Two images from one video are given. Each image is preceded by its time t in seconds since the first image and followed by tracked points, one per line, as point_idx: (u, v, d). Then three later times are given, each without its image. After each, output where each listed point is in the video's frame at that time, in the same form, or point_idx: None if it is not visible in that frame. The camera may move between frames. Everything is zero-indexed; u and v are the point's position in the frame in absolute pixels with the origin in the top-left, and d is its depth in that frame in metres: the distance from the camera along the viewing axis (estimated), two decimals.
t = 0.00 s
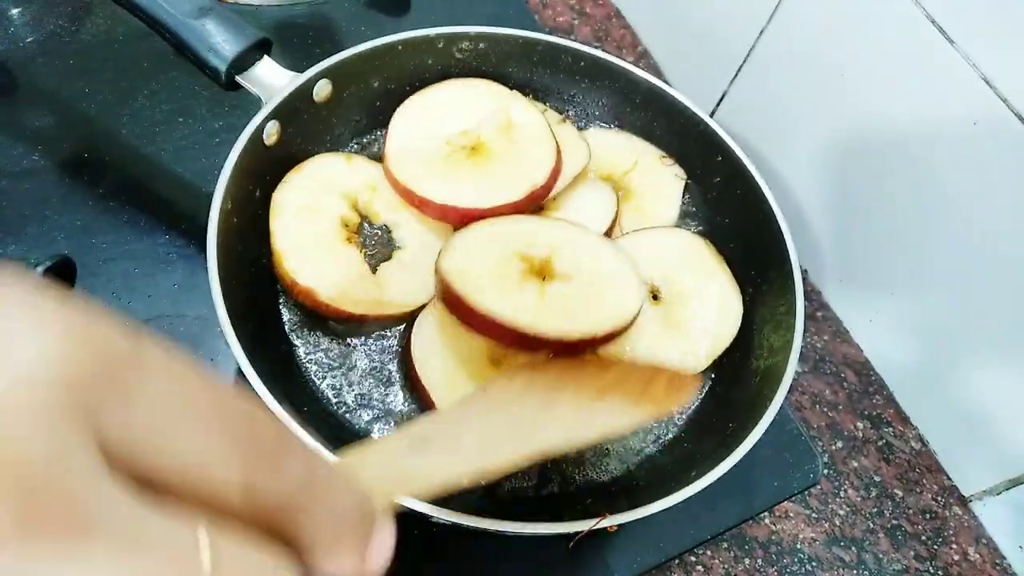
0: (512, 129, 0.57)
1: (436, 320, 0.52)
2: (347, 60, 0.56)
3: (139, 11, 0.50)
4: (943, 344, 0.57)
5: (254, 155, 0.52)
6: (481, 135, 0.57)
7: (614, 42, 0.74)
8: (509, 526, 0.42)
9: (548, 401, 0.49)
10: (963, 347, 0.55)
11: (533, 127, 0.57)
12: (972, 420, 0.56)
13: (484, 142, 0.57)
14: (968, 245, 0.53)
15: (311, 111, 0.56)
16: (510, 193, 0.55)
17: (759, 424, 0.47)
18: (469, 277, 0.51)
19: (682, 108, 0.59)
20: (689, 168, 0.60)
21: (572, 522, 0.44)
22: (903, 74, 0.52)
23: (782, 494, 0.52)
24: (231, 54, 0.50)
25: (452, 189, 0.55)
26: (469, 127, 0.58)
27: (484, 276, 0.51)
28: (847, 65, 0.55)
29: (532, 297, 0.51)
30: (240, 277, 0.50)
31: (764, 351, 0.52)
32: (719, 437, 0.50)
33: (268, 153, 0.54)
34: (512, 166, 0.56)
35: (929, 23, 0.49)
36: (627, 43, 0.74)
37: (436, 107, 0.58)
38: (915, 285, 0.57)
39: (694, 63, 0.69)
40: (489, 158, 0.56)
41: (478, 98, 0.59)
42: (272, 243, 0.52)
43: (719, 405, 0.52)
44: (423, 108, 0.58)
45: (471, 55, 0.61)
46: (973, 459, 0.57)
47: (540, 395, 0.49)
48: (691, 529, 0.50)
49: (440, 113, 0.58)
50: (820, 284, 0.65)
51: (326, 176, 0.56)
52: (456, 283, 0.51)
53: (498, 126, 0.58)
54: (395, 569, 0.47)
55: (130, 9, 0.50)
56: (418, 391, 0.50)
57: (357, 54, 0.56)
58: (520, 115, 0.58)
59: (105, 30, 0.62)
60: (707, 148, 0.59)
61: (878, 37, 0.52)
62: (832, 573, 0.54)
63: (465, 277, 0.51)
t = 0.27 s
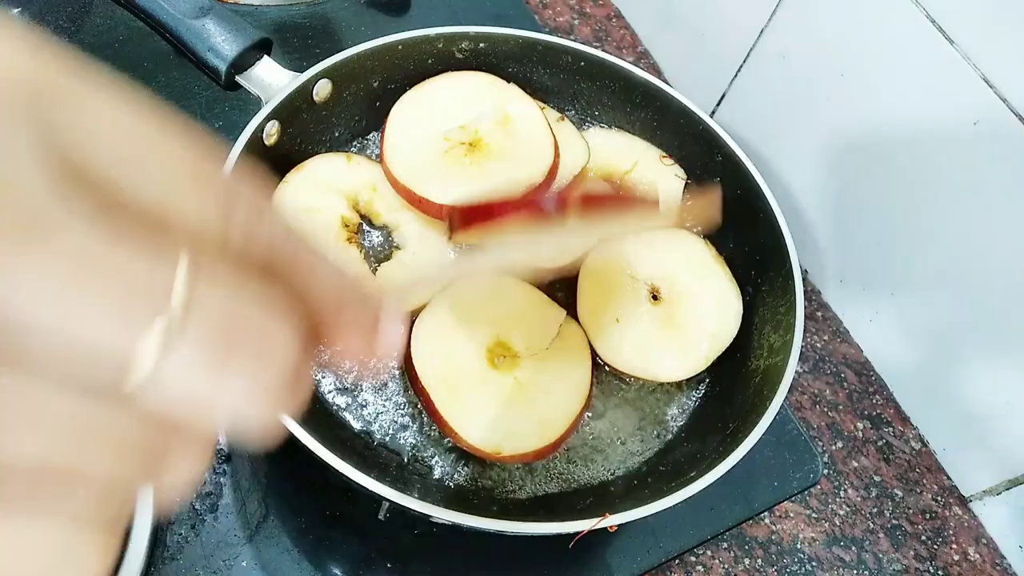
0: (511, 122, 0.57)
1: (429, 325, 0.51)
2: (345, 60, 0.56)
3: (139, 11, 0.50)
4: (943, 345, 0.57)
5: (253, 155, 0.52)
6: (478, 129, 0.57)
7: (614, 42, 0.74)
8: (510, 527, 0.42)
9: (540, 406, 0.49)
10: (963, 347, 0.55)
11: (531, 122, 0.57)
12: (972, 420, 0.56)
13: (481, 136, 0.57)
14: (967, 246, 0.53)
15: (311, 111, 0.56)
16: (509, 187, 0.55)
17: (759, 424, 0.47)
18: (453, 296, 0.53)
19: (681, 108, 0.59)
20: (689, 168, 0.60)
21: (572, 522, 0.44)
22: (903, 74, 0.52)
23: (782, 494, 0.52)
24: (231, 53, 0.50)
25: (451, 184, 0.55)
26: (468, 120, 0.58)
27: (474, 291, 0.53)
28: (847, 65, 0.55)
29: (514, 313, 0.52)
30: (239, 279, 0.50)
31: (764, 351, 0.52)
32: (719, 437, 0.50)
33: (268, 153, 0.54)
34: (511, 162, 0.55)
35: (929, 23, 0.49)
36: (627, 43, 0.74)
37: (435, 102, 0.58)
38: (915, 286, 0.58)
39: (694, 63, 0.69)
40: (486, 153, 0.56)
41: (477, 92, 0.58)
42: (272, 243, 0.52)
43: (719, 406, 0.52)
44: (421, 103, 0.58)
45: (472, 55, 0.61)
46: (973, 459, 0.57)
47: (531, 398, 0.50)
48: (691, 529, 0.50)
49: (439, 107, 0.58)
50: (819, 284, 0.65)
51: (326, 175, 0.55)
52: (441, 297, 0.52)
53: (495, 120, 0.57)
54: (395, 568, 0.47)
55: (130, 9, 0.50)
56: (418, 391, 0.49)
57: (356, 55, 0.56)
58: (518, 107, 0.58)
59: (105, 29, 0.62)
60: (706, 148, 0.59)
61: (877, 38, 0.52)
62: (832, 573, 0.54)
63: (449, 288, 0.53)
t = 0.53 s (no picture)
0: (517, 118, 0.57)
1: (432, 326, 0.51)
2: (345, 60, 0.56)
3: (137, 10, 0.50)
4: (944, 344, 0.56)
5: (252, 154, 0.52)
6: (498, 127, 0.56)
7: (615, 42, 0.73)
8: (509, 528, 0.42)
9: (540, 410, 0.49)
10: (964, 347, 0.55)
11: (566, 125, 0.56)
12: (972, 420, 0.56)
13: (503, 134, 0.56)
14: (968, 245, 0.53)
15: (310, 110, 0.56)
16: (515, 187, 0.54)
17: (762, 424, 0.47)
18: (456, 295, 0.52)
19: (682, 108, 0.59)
20: (690, 168, 0.60)
21: (573, 523, 0.44)
22: (902, 72, 0.52)
23: (783, 495, 0.52)
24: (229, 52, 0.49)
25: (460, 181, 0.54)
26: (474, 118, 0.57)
27: (475, 289, 0.52)
28: (846, 65, 0.55)
29: (515, 312, 0.52)
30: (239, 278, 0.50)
31: (765, 351, 0.52)
32: (719, 439, 0.50)
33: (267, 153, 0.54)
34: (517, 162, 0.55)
35: (927, 21, 0.49)
36: (627, 43, 0.74)
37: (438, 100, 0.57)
38: (915, 285, 0.57)
39: (694, 63, 0.69)
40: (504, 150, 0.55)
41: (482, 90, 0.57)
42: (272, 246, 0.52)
43: (720, 406, 0.52)
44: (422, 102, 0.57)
45: (472, 56, 0.60)
46: (975, 460, 0.57)
47: (530, 400, 0.49)
48: (692, 530, 0.50)
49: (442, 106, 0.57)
50: (820, 284, 0.65)
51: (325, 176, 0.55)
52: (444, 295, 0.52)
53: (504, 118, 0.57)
54: (394, 570, 0.47)
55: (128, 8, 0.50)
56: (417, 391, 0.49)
57: (357, 54, 0.56)
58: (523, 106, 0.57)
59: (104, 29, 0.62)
60: (708, 148, 0.59)
61: (877, 37, 0.52)
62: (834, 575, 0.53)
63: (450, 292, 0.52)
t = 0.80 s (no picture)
0: (522, 119, 0.57)
1: (433, 330, 0.51)
2: (347, 62, 0.56)
3: (142, 13, 0.50)
4: (942, 344, 0.57)
5: (255, 155, 0.53)
6: (506, 133, 0.56)
7: (614, 44, 0.74)
8: (508, 525, 0.42)
9: (541, 411, 0.50)
10: (962, 346, 0.56)
11: (564, 132, 0.57)
12: (969, 420, 0.57)
13: (514, 139, 0.56)
14: (966, 246, 0.53)
15: (313, 112, 0.57)
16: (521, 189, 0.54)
17: (759, 422, 0.47)
18: (457, 299, 0.53)
19: (682, 110, 0.59)
20: (688, 169, 0.61)
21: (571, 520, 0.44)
22: (900, 75, 0.52)
23: (780, 492, 0.52)
24: (232, 54, 0.50)
25: (467, 184, 0.54)
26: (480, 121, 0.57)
27: (476, 291, 0.53)
28: (843, 69, 0.56)
29: (515, 314, 0.53)
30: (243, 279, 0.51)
31: (762, 351, 0.52)
32: (717, 437, 0.50)
33: (271, 154, 0.55)
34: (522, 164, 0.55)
35: (926, 24, 0.50)
36: (626, 44, 0.74)
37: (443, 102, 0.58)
38: (913, 286, 0.58)
39: (693, 65, 0.70)
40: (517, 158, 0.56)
41: (486, 93, 0.57)
42: (275, 247, 0.52)
43: (717, 404, 0.53)
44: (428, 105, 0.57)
45: (473, 57, 0.61)
46: (971, 458, 0.57)
47: (530, 401, 0.50)
48: (690, 527, 0.50)
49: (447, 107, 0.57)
50: (818, 284, 0.65)
51: (326, 177, 0.56)
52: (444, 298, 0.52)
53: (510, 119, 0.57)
54: (395, 566, 0.47)
55: (132, 10, 0.51)
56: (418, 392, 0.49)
57: (359, 56, 0.57)
58: (527, 106, 0.57)
59: (108, 31, 0.62)
60: (707, 149, 0.59)
61: (875, 40, 0.53)
62: (830, 571, 0.54)
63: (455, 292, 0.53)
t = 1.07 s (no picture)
0: (522, 118, 0.57)
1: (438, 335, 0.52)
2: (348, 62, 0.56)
3: (141, 12, 0.50)
4: (941, 344, 0.57)
5: (256, 155, 0.53)
6: (506, 133, 0.56)
7: (614, 44, 0.74)
8: (508, 526, 0.42)
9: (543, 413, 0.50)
10: (962, 347, 0.56)
11: (564, 133, 0.57)
12: (969, 420, 0.57)
13: (514, 139, 0.56)
14: (966, 246, 0.53)
15: (313, 112, 0.57)
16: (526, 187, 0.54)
17: (759, 422, 0.47)
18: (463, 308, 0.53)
19: (682, 110, 0.59)
20: (688, 169, 0.61)
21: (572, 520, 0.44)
22: (900, 75, 0.52)
23: (780, 492, 0.52)
24: (232, 54, 0.50)
25: (469, 183, 0.54)
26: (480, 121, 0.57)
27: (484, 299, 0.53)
28: (843, 69, 0.56)
29: (515, 318, 0.53)
30: (242, 277, 0.50)
31: (762, 351, 0.52)
32: (717, 437, 0.50)
33: (271, 154, 0.55)
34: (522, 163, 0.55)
35: (926, 24, 0.50)
36: (626, 44, 0.74)
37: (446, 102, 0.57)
38: (912, 286, 0.58)
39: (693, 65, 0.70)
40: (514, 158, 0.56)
41: (487, 92, 0.58)
42: (275, 249, 0.52)
43: (716, 404, 0.53)
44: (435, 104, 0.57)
45: (472, 57, 0.61)
46: (972, 457, 0.57)
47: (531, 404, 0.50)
48: (690, 527, 0.50)
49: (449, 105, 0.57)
50: (818, 284, 0.66)
51: (327, 178, 0.56)
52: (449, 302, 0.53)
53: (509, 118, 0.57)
54: (395, 566, 0.47)
55: (132, 11, 0.51)
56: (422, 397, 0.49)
57: (359, 56, 0.57)
58: (527, 104, 0.58)
59: (108, 31, 0.62)
60: (707, 149, 0.59)
61: (875, 41, 0.53)
62: (830, 571, 0.54)
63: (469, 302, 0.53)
